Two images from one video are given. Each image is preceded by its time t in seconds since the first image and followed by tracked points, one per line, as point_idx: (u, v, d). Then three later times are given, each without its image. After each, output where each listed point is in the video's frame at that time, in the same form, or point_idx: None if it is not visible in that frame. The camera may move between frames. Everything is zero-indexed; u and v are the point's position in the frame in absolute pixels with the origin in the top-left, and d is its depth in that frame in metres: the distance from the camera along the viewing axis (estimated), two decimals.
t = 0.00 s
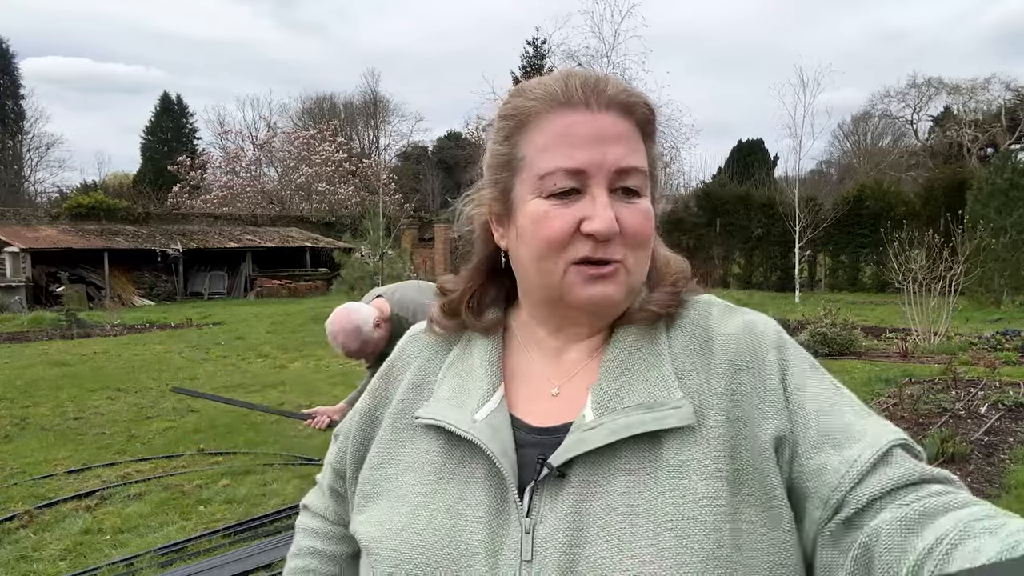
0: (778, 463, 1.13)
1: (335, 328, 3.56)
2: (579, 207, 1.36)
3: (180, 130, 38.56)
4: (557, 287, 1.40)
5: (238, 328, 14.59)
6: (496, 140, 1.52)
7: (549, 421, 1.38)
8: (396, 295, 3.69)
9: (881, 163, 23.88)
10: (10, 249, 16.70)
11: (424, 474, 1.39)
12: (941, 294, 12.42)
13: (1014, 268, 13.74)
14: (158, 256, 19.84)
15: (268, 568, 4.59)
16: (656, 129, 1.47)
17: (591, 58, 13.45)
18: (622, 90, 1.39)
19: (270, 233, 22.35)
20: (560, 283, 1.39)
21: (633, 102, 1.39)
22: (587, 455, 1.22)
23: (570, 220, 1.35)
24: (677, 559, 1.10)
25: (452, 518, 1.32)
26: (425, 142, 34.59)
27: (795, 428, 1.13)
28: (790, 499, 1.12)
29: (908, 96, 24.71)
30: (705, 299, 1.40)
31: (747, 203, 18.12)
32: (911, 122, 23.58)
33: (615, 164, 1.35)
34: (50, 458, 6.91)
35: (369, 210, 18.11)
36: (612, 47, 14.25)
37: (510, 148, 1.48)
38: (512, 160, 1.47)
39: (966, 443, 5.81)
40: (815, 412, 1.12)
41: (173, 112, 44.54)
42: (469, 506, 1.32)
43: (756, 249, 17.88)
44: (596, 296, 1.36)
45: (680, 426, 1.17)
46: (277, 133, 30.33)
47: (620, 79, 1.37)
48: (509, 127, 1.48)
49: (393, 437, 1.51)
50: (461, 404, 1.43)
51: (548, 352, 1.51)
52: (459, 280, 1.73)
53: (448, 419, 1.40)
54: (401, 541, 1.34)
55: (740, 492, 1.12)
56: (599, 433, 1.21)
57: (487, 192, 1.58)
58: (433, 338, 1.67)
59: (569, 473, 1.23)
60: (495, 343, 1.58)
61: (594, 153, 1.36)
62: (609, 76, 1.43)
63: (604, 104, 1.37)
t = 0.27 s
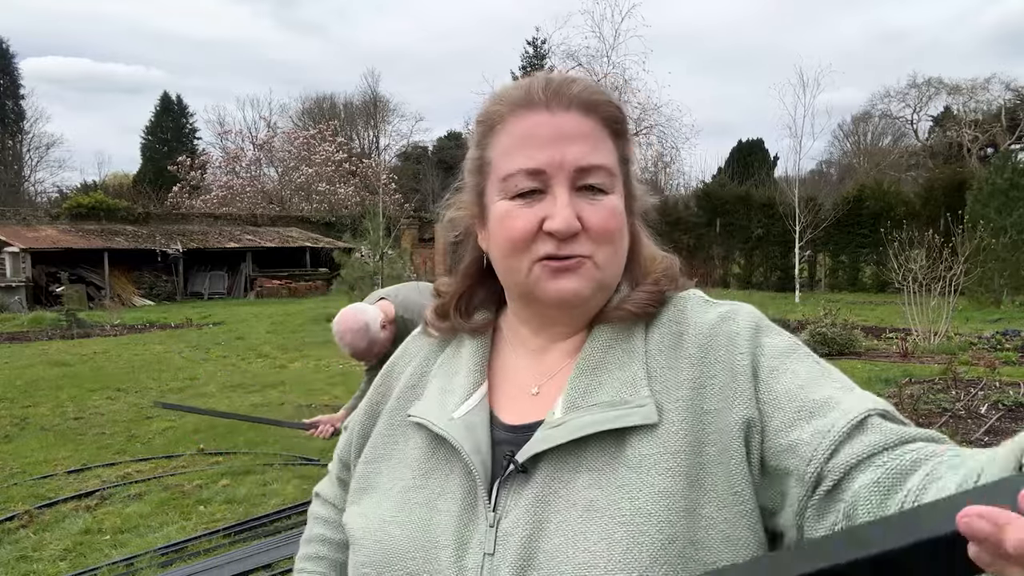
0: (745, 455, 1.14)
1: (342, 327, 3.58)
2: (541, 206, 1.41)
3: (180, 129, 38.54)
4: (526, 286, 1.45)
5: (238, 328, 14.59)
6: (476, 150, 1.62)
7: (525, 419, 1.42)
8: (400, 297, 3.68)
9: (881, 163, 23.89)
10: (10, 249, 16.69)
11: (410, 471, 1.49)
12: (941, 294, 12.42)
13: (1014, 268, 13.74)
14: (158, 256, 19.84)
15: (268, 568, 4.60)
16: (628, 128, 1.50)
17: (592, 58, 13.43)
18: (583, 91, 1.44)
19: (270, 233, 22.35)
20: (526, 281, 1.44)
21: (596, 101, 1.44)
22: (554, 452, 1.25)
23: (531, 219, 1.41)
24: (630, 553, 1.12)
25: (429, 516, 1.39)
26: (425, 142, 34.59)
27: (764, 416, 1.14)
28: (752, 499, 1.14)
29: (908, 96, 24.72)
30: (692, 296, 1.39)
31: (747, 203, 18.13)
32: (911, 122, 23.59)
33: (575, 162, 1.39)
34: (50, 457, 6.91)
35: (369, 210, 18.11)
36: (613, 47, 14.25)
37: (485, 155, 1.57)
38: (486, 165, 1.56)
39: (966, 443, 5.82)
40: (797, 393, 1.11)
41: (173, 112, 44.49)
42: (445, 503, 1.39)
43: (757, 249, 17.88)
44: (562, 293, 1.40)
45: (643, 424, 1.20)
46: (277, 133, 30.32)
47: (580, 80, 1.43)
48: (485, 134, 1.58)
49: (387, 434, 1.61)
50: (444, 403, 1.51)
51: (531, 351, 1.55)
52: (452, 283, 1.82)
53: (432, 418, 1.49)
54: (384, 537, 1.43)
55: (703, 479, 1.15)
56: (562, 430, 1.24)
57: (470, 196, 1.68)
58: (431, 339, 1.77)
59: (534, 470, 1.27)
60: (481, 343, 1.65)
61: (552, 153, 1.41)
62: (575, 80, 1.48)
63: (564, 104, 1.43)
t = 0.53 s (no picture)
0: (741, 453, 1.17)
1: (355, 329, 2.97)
2: (525, 204, 1.40)
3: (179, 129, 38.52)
4: (514, 284, 1.46)
5: (238, 328, 14.59)
6: (474, 154, 1.67)
7: (525, 417, 1.46)
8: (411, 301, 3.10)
9: (881, 163, 23.87)
10: (10, 249, 16.69)
11: (410, 467, 1.52)
12: (941, 294, 12.40)
13: (1014, 268, 13.73)
14: (158, 256, 19.83)
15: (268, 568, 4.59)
16: (621, 124, 1.49)
17: (592, 58, 13.41)
18: (570, 91, 1.45)
19: (270, 233, 22.34)
20: (514, 279, 1.45)
21: (581, 100, 1.44)
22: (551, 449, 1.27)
23: (516, 218, 1.40)
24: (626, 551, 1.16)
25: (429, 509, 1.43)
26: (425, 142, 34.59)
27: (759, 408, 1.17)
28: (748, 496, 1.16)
29: (908, 96, 24.70)
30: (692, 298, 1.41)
31: (747, 203, 18.11)
32: (911, 122, 23.57)
33: (556, 160, 1.39)
34: (50, 457, 6.91)
35: (369, 210, 18.11)
36: (612, 47, 14.24)
37: (479, 157, 1.60)
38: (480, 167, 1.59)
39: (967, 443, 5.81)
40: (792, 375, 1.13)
41: (172, 112, 44.44)
42: (445, 500, 1.42)
43: (757, 249, 17.86)
44: (548, 290, 1.41)
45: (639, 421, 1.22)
46: (277, 133, 30.31)
47: (564, 78, 1.45)
48: (480, 137, 1.62)
49: (393, 431, 1.66)
50: (445, 401, 1.55)
51: (533, 351, 1.58)
52: (460, 284, 1.87)
53: (434, 415, 1.52)
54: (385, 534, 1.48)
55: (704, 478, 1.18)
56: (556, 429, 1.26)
57: (471, 200, 1.74)
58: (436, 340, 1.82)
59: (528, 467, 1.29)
60: (486, 342, 1.70)
61: (536, 151, 1.41)
62: (562, 80, 1.49)
63: (550, 104, 1.44)
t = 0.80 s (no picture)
0: (729, 436, 1.18)
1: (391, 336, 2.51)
2: (516, 205, 1.37)
3: (179, 129, 38.49)
4: (507, 285, 1.43)
5: (238, 328, 14.57)
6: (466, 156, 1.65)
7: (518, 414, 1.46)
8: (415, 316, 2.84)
9: (882, 163, 23.83)
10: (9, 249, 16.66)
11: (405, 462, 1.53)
12: (942, 294, 12.37)
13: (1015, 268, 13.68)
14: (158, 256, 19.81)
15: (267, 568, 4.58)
16: (609, 123, 1.47)
17: (592, 58, 13.37)
18: (559, 91, 1.45)
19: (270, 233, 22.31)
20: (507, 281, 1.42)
21: (570, 99, 1.44)
22: (544, 443, 1.32)
23: (508, 219, 1.37)
24: (612, 541, 1.18)
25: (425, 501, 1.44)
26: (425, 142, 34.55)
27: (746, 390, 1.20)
28: (737, 477, 1.17)
29: (908, 95, 24.67)
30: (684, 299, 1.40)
31: (747, 203, 18.05)
32: (911, 122, 23.53)
33: (546, 160, 1.35)
34: (50, 457, 6.90)
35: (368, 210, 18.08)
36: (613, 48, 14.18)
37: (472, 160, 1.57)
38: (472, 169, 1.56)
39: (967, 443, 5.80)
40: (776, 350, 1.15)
41: (172, 112, 44.40)
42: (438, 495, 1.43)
43: (757, 249, 17.81)
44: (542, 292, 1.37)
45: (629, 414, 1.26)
46: (276, 133, 30.27)
47: (553, 78, 1.44)
48: (472, 139, 1.60)
49: (390, 427, 1.66)
50: (440, 398, 1.55)
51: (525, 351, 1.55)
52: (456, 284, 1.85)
53: (428, 411, 1.53)
54: (382, 531, 1.47)
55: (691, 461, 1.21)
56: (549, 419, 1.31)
57: (465, 202, 1.72)
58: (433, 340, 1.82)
59: (525, 459, 1.34)
60: (480, 340, 1.69)
61: (526, 151, 1.37)
62: (551, 80, 1.49)
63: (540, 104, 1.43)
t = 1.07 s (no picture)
0: (726, 416, 1.17)
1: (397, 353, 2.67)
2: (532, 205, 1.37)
3: (179, 129, 38.47)
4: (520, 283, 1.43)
5: (237, 328, 14.55)
6: (480, 153, 1.63)
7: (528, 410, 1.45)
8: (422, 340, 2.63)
9: (882, 162, 23.80)
10: (9, 249, 16.63)
11: (411, 458, 1.50)
12: (942, 294, 12.33)
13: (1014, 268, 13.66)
14: (158, 256, 19.79)
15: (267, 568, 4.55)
16: (622, 124, 1.46)
17: (592, 57, 13.34)
18: (574, 88, 1.42)
19: (270, 233, 22.27)
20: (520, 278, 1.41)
21: (586, 97, 1.41)
22: (556, 436, 1.35)
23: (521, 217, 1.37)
24: (625, 535, 1.18)
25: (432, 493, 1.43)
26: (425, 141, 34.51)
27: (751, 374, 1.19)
28: (742, 463, 1.16)
29: (908, 95, 24.65)
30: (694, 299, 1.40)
31: (747, 203, 17.99)
32: (911, 122, 23.50)
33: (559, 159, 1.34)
34: (50, 457, 6.87)
35: (368, 210, 18.05)
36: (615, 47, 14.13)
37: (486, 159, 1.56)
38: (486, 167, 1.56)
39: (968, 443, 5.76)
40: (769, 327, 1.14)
41: (172, 112, 44.36)
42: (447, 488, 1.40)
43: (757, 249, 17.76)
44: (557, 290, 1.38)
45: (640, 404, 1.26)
46: (276, 133, 30.24)
47: (568, 77, 1.40)
48: (486, 137, 1.59)
49: (399, 423, 1.64)
50: (451, 391, 1.52)
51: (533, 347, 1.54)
52: (466, 280, 1.83)
53: (437, 404, 1.50)
54: (388, 526, 1.45)
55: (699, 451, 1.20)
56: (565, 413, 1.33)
57: (477, 199, 1.71)
58: (441, 338, 1.80)
59: (538, 454, 1.36)
60: (491, 336, 1.66)
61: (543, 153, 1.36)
62: (566, 78, 1.45)
63: (554, 104, 1.41)
